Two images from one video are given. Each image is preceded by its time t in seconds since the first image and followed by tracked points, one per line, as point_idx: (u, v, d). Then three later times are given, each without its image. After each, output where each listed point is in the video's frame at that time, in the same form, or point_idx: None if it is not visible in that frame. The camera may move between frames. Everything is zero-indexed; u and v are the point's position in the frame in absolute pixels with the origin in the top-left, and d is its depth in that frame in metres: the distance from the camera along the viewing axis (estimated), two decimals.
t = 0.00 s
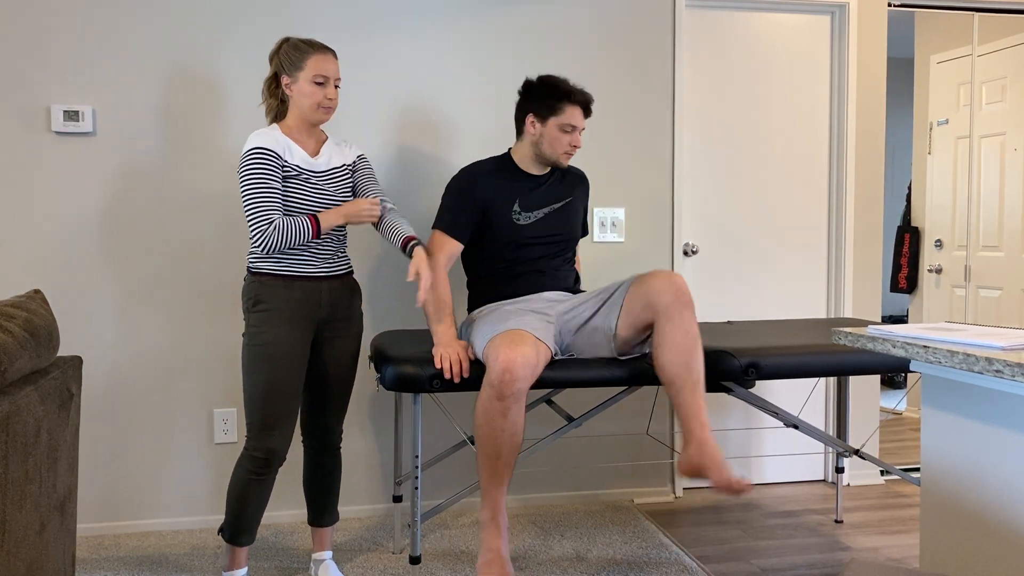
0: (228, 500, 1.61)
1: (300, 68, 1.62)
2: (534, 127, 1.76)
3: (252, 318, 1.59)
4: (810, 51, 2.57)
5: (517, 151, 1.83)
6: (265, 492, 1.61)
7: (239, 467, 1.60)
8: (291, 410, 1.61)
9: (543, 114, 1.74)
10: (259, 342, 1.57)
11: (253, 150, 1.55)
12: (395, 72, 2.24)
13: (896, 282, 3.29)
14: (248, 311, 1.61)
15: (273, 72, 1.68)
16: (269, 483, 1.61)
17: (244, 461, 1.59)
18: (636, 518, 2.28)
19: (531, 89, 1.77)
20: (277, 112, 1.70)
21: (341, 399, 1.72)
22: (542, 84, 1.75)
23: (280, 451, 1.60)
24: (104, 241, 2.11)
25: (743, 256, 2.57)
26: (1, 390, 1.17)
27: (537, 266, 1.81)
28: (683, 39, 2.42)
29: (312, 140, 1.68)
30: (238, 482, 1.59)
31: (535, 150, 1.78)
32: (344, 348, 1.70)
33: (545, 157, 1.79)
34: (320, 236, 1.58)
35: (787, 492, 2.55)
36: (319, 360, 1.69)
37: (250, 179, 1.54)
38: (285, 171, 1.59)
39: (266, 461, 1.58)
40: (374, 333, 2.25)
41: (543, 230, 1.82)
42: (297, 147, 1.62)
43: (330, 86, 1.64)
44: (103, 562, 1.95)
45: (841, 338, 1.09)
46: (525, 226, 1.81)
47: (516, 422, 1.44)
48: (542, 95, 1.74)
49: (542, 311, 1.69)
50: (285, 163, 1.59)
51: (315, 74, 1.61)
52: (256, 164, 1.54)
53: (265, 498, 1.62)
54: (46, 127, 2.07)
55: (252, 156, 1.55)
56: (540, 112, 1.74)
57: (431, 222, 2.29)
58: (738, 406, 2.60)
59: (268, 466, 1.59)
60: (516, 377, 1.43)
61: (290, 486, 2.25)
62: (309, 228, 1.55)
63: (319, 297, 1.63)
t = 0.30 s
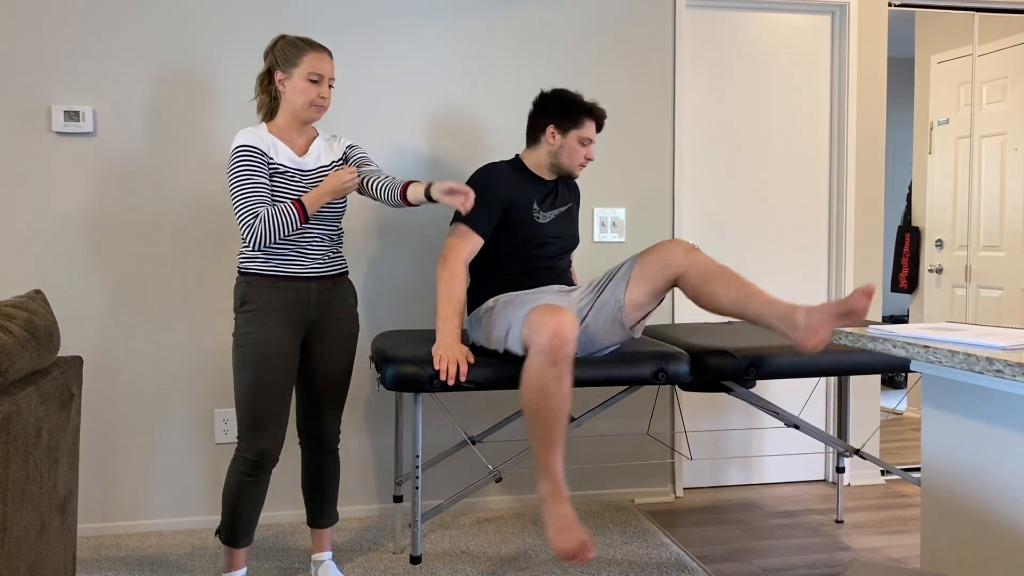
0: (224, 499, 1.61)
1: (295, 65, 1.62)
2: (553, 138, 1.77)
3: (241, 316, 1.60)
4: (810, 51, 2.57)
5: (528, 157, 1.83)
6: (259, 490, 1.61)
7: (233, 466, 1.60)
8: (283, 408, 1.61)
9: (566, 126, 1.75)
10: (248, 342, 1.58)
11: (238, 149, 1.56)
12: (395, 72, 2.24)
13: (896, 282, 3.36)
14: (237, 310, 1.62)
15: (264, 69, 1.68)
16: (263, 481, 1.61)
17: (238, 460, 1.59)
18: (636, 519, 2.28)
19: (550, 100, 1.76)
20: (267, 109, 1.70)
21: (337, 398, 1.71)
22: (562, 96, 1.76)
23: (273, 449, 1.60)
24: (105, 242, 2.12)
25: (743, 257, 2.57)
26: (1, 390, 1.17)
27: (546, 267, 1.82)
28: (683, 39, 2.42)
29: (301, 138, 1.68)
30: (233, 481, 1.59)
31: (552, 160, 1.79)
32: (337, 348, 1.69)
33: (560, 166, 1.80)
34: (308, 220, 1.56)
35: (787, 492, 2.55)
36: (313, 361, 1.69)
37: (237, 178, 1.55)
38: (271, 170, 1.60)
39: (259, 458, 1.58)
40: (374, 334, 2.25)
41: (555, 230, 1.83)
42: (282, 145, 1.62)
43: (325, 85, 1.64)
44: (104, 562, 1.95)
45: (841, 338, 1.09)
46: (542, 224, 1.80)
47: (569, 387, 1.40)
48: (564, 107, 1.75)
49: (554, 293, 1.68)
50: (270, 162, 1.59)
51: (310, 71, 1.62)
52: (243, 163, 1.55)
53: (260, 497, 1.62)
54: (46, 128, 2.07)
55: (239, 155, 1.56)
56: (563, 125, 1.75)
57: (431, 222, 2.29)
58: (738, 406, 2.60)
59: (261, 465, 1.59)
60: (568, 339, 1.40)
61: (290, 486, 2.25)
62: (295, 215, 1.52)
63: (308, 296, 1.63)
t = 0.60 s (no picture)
0: (224, 501, 1.61)
1: (296, 62, 1.62)
2: (567, 148, 1.78)
3: (241, 318, 1.61)
4: (810, 51, 2.57)
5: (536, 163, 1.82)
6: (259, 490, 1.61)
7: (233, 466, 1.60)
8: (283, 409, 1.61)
9: (582, 137, 1.77)
10: (247, 343, 1.58)
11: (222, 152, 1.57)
12: (394, 71, 2.24)
13: (897, 282, 3.31)
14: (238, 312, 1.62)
15: (264, 66, 1.67)
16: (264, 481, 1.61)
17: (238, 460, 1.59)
18: (636, 518, 2.28)
19: (568, 109, 1.78)
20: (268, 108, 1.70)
21: (337, 400, 1.71)
22: (575, 106, 1.78)
23: (273, 449, 1.60)
24: (106, 242, 2.12)
25: (744, 257, 2.57)
26: (2, 390, 1.17)
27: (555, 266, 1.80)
28: (683, 39, 2.42)
29: (303, 136, 1.68)
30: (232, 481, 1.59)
31: (563, 169, 1.81)
32: (338, 351, 1.69)
33: (568, 175, 1.82)
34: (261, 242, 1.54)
35: (788, 492, 2.55)
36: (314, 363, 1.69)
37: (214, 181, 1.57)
38: (257, 173, 1.60)
39: (259, 459, 1.58)
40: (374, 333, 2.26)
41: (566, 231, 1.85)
42: (281, 145, 1.62)
43: (326, 82, 1.64)
44: (105, 562, 1.95)
45: (842, 338, 1.09)
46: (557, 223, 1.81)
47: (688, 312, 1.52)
48: (581, 118, 1.77)
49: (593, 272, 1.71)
50: (257, 165, 1.59)
51: (311, 69, 1.61)
52: (221, 167, 1.56)
53: (259, 498, 1.62)
54: (47, 128, 2.07)
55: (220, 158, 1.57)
56: (580, 136, 1.77)
57: (431, 221, 2.29)
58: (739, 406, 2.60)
59: (261, 464, 1.59)
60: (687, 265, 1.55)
61: (291, 486, 2.25)
62: (245, 235, 1.52)
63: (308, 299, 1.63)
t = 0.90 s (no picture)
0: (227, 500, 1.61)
1: (308, 65, 1.61)
2: (589, 153, 1.75)
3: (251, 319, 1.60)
4: (810, 50, 2.57)
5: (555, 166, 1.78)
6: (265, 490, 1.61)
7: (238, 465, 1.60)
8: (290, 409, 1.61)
9: (605, 143, 1.75)
10: (257, 343, 1.58)
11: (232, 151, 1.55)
12: (394, 71, 2.24)
13: (897, 282, 3.33)
14: (248, 312, 1.61)
15: (272, 66, 1.66)
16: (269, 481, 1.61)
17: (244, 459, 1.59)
18: (637, 519, 2.28)
19: (591, 113, 1.75)
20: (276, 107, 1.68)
21: (341, 400, 1.72)
22: (599, 111, 1.75)
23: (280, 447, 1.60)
24: (107, 243, 2.12)
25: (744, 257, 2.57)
26: (2, 391, 1.17)
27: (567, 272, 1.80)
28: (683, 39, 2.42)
29: (311, 136, 1.67)
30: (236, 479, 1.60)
31: (582, 173, 1.78)
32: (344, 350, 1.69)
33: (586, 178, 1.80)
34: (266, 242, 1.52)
35: (789, 492, 2.55)
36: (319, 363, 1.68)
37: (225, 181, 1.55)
38: (270, 172, 1.58)
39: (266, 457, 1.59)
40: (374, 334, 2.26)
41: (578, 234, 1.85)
42: (293, 145, 1.61)
43: (336, 84, 1.65)
44: (105, 563, 1.95)
45: (842, 338, 1.09)
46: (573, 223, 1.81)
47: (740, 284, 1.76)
48: (605, 123, 1.74)
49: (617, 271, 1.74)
50: (271, 164, 1.58)
51: (323, 72, 1.62)
52: (232, 165, 1.54)
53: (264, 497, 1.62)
54: (47, 128, 2.07)
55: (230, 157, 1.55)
56: (604, 141, 1.74)
57: (431, 222, 2.28)
58: (739, 406, 2.60)
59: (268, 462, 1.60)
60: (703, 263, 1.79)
61: (291, 486, 2.25)
62: (251, 235, 1.50)
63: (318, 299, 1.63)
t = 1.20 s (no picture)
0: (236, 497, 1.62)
1: (317, 66, 1.60)
2: (630, 143, 1.71)
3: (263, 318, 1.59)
4: (810, 50, 2.57)
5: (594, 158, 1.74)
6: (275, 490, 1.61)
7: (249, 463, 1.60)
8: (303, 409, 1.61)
9: (646, 131, 1.71)
10: (269, 343, 1.57)
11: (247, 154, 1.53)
12: (394, 71, 2.24)
13: (898, 283, 3.32)
14: (260, 312, 1.61)
15: (282, 69, 1.66)
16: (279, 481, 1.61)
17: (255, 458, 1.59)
18: (636, 519, 2.28)
19: (629, 102, 1.70)
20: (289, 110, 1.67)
21: (350, 401, 1.72)
22: (639, 98, 1.71)
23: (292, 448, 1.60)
24: (108, 243, 2.12)
25: (744, 256, 2.57)
26: (3, 391, 1.17)
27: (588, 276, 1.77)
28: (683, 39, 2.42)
29: (325, 137, 1.66)
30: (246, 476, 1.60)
31: (623, 163, 1.74)
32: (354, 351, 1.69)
33: (626, 168, 1.76)
34: (287, 246, 1.51)
35: (789, 492, 2.55)
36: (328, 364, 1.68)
37: (241, 184, 1.53)
38: (287, 173, 1.56)
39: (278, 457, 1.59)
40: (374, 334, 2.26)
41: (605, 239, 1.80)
42: (309, 146, 1.59)
43: (347, 84, 1.63)
44: (105, 563, 1.95)
45: (843, 338, 1.09)
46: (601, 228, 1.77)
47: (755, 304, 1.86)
48: (644, 112, 1.70)
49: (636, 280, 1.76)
50: (288, 165, 1.56)
51: (332, 71, 1.60)
52: (248, 169, 1.52)
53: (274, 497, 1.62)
54: (47, 129, 2.07)
55: (246, 159, 1.53)
56: (645, 130, 1.71)
57: (431, 222, 2.28)
58: (739, 406, 2.60)
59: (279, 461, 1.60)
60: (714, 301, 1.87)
61: (291, 486, 2.25)
62: (272, 238, 1.49)
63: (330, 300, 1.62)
